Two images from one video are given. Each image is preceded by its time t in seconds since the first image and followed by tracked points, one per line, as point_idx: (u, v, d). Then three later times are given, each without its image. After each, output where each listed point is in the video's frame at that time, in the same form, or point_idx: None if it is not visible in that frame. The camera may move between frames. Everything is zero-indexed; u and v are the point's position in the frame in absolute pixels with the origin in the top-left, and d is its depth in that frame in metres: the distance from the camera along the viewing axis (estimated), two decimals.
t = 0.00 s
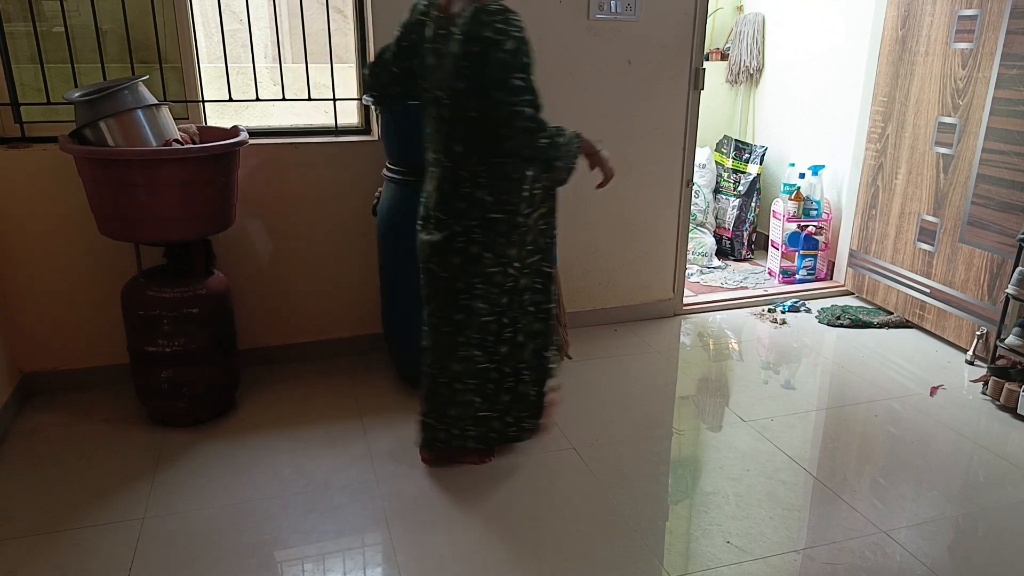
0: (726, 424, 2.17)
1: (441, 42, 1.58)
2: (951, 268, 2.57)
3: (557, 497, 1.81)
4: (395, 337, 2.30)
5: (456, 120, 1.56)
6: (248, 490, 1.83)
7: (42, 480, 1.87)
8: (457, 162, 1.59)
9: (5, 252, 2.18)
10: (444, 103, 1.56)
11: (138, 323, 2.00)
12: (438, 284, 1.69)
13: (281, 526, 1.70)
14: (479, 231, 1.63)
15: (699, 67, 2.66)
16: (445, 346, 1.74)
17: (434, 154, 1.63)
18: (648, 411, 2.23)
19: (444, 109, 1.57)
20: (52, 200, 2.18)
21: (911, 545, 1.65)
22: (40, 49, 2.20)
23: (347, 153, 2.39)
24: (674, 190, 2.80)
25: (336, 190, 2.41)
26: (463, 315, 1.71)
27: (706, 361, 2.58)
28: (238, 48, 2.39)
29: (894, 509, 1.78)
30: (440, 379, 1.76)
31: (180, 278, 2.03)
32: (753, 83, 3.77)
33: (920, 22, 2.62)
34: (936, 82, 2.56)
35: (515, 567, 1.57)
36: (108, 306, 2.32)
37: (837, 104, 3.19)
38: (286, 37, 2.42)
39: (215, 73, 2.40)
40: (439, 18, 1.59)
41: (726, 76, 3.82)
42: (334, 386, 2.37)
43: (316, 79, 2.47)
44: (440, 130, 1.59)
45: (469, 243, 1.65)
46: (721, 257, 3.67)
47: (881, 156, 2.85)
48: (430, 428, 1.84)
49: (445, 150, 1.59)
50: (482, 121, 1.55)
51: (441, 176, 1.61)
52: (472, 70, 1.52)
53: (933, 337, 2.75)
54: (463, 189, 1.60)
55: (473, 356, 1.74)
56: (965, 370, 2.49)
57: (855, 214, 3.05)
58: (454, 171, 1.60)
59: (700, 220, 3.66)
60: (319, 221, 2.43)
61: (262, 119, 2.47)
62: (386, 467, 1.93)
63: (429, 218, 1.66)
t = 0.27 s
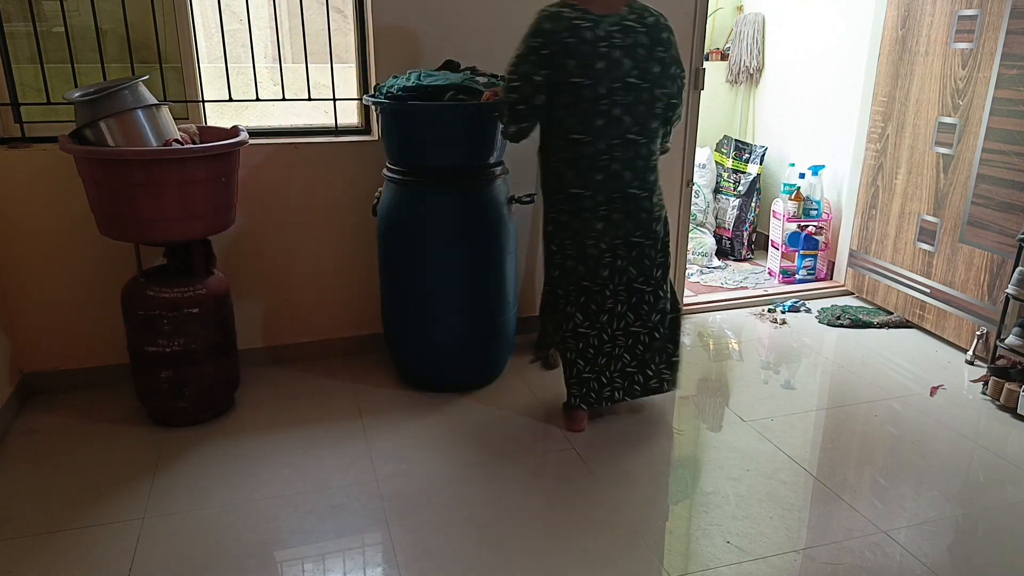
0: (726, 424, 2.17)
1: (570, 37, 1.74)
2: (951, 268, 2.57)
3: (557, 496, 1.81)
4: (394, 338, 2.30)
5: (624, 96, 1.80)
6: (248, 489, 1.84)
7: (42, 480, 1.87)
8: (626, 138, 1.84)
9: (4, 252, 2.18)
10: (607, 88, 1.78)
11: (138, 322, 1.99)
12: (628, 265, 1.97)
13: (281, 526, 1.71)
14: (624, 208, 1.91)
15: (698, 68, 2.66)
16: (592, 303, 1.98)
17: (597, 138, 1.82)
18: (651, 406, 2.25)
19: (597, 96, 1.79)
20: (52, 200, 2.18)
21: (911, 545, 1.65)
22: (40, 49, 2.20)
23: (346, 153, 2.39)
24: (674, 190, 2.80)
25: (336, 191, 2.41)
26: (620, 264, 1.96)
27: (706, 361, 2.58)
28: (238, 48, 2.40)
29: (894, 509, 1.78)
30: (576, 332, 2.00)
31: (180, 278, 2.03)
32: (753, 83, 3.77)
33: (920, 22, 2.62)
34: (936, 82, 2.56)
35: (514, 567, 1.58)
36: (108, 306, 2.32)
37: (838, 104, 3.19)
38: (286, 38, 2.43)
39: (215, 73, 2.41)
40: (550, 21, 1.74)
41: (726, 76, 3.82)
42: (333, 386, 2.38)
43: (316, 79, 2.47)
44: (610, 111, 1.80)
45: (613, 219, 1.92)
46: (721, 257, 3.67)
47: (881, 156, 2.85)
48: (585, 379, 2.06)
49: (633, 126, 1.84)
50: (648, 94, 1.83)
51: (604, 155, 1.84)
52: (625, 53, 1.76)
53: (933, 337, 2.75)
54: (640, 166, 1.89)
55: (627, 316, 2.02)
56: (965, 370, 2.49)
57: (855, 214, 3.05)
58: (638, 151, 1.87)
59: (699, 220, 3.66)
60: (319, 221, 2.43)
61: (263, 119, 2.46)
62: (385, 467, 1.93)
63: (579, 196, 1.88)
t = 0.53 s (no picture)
0: (726, 424, 2.17)
1: (642, 30, 1.91)
2: (951, 268, 2.57)
3: (557, 497, 1.81)
4: (394, 338, 2.30)
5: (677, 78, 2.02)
6: (248, 489, 1.84)
7: (42, 480, 1.87)
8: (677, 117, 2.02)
9: (4, 252, 2.18)
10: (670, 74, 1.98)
11: (138, 323, 2.00)
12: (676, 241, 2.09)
13: (281, 526, 1.71)
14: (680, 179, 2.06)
15: (699, 67, 2.66)
16: (651, 282, 2.09)
17: (665, 123, 1.99)
18: (651, 405, 2.25)
19: (662, 82, 1.97)
20: (51, 201, 2.18)
21: (911, 545, 1.65)
22: (40, 49, 2.20)
23: (346, 153, 2.39)
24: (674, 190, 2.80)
25: (336, 191, 2.41)
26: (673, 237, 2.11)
27: (706, 361, 2.58)
28: (238, 48, 2.40)
29: (894, 509, 1.78)
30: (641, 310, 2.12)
31: (180, 278, 2.03)
32: (753, 83, 3.77)
33: (920, 22, 2.62)
34: (936, 82, 2.56)
35: (513, 567, 1.58)
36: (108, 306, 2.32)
37: (838, 104, 3.19)
38: (286, 38, 2.43)
39: (216, 73, 2.41)
40: (625, 15, 1.90)
41: (727, 76, 3.82)
42: (333, 386, 2.37)
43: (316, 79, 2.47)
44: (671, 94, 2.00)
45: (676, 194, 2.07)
46: (721, 257, 3.67)
47: (881, 156, 2.85)
48: (651, 353, 2.17)
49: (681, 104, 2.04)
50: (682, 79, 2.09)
51: (667, 135, 2.00)
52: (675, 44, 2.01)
53: (933, 337, 2.75)
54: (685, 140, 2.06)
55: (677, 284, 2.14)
56: (964, 370, 2.49)
57: (855, 214, 3.05)
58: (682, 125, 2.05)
59: (699, 220, 3.66)
60: (319, 221, 2.43)
61: (263, 119, 2.46)
62: (385, 467, 1.93)
63: (644, 176, 2.02)
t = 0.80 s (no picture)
0: (726, 424, 2.17)
1: (631, 34, 1.88)
2: (951, 268, 2.57)
3: (557, 497, 1.81)
4: (394, 338, 2.30)
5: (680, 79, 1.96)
6: (248, 489, 1.84)
7: (42, 480, 1.87)
8: (676, 122, 1.97)
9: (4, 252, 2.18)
10: (668, 76, 1.93)
11: (138, 323, 2.00)
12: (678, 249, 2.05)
13: (281, 526, 1.71)
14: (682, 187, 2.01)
15: (698, 67, 2.66)
16: (648, 289, 2.08)
17: (660, 128, 1.96)
18: (651, 404, 2.25)
19: (660, 86, 1.93)
20: (52, 201, 2.18)
21: (911, 545, 1.65)
22: (40, 49, 2.20)
23: (346, 153, 2.39)
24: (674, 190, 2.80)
25: (336, 191, 2.41)
26: (678, 246, 2.04)
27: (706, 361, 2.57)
28: (238, 48, 2.41)
29: (895, 509, 1.78)
30: (638, 316, 2.11)
31: (180, 278, 2.03)
32: (753, 83, 3.78)
33: (920, 22, 2.62)
34: (936, 82, 2.56)
35: (513, 567, 1.58)
36: (109, 306, 2.32)
37: (838, 104, 3.19)
38: (286, 38, 2.43)
39: (215, 73, 2.41)
40: (614, 19, 1.88)
41: (727, 76, 3.83)
42: (333, 386, 2.38)
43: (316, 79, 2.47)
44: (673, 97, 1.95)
45: (677, 201, 2.02)
46: (721, 257, 3.66)
47: (881, 156, 2.84)
48: (650, 360, 2.15)
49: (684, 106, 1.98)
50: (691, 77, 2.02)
51: (664, 141, 1.97)
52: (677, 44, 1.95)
53: (933, 337, 2.75)
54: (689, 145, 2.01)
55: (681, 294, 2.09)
56: (965, 370, 2.49)
57: (855, 214, 3.05)
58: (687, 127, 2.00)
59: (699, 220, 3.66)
60: (319, 221, 2.43)
61: (262, 119, 2.46)
62: (385, 467, 1.93)
63: (637, 182, 2.01)
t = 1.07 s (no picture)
0: (726, 424, 2.17)
1: (620, 44, 1.84)
2: (951, 268, 2.57)
3: (557, 497, 1.81)
4: (394, 338, 2.30)
5: (681, 90, 1.88)
6: (248, 489, 1.84)
7: (42, 480, 1.87)
8: (670, 136, 1.91)
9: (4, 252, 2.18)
10: (659, 87, 1.87)
11: (138, 323, 2.00)
12: (669, 267, 2.01)
13: (281, 526, 1.70)
14: (672, 203, 1.96)
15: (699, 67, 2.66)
16: (636, 304, 2.06)
17: (649, 141, 1.92)
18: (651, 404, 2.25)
19: (656, 97, 1.88)
20: (51, 200, 2.18)
21: (911, 545, 1.65)
22: (40, 49, 2.20)
23: (346, 153, 2.39)
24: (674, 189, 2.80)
25: (336, 191, 2.41)
26: (665, 264, 2.00)
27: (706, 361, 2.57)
28: (238, 48, 2.41)
29: (894, 509, 1.78)
30: (622, 332, 2.11)
31: (180, 278, 2.03)
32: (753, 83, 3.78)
33: (920, 23, 2.62)
34: (936, 82, 2.56)
35: (513, 567, 1.58)
36: (109, 306, 2.32)
37: (838, 104, 3.19)
38: (286, 37, 2.43)
39: (215, 73, 2.42)
40: (599, 34, 1.85)
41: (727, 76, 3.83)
42: (333, 386, 2.38)
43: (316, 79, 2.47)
44: (666, 109, 1.88)
45: (667, 217, 1.97)
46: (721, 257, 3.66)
47: (881, 156, 2.85)
48: (636, 376, 2.13)
49: (685, 118, 1.90)
50: (704, 88, 1.90)
51: (654, 154, 1.93)
52: (679, 53, 1.86)
53: (933, 337, 2.75)
54: (688, 160, 1.93)
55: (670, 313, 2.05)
56: (965, 370, 2.49)
57: (855, 214, 3.05)
58: (689, 140, 1.91)
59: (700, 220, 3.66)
60: (320, 221, 2.43)
61: (262, 119, 2.46)
62: (386, 467, 1.93)
63: (627, 195, 1.99)
